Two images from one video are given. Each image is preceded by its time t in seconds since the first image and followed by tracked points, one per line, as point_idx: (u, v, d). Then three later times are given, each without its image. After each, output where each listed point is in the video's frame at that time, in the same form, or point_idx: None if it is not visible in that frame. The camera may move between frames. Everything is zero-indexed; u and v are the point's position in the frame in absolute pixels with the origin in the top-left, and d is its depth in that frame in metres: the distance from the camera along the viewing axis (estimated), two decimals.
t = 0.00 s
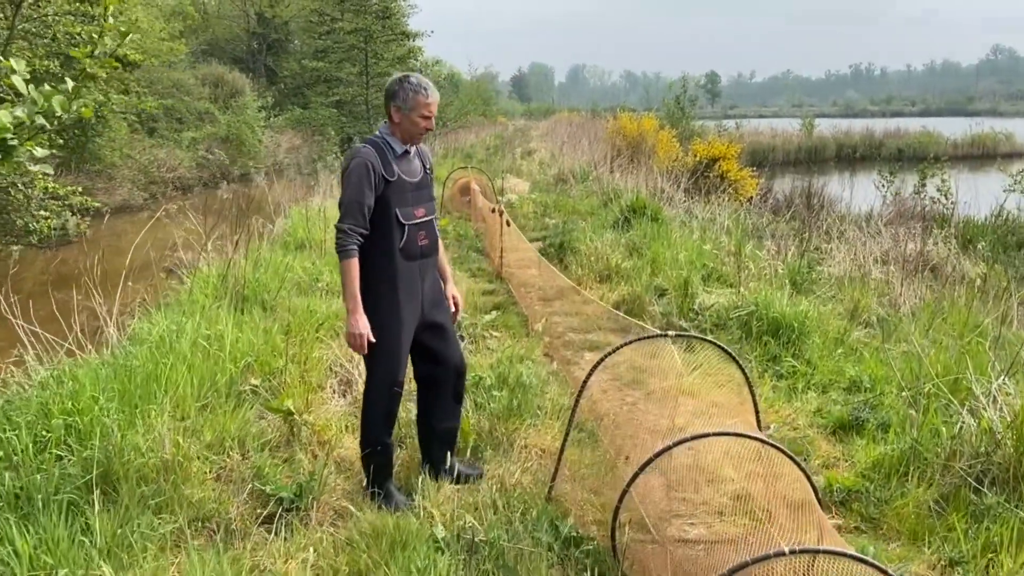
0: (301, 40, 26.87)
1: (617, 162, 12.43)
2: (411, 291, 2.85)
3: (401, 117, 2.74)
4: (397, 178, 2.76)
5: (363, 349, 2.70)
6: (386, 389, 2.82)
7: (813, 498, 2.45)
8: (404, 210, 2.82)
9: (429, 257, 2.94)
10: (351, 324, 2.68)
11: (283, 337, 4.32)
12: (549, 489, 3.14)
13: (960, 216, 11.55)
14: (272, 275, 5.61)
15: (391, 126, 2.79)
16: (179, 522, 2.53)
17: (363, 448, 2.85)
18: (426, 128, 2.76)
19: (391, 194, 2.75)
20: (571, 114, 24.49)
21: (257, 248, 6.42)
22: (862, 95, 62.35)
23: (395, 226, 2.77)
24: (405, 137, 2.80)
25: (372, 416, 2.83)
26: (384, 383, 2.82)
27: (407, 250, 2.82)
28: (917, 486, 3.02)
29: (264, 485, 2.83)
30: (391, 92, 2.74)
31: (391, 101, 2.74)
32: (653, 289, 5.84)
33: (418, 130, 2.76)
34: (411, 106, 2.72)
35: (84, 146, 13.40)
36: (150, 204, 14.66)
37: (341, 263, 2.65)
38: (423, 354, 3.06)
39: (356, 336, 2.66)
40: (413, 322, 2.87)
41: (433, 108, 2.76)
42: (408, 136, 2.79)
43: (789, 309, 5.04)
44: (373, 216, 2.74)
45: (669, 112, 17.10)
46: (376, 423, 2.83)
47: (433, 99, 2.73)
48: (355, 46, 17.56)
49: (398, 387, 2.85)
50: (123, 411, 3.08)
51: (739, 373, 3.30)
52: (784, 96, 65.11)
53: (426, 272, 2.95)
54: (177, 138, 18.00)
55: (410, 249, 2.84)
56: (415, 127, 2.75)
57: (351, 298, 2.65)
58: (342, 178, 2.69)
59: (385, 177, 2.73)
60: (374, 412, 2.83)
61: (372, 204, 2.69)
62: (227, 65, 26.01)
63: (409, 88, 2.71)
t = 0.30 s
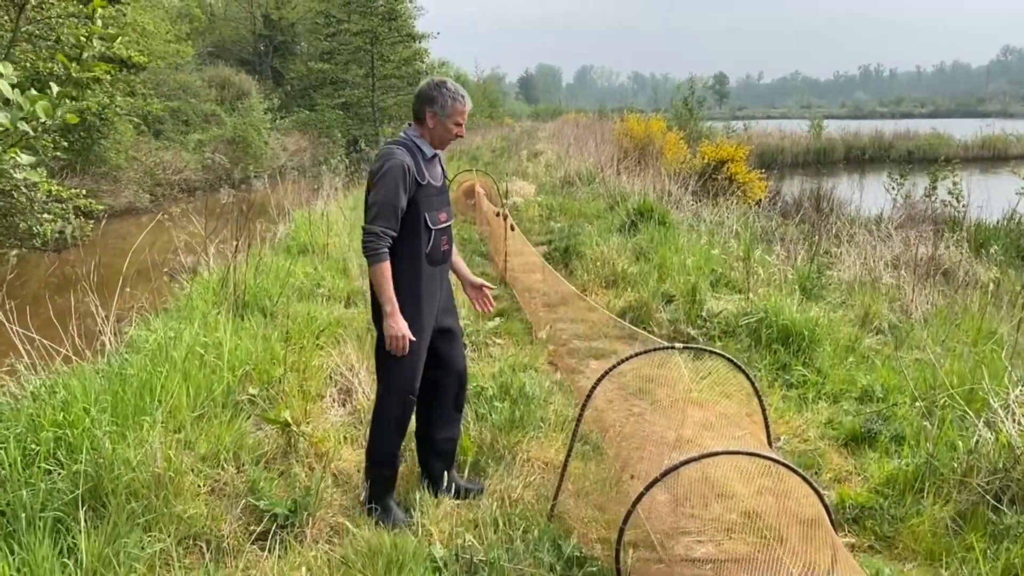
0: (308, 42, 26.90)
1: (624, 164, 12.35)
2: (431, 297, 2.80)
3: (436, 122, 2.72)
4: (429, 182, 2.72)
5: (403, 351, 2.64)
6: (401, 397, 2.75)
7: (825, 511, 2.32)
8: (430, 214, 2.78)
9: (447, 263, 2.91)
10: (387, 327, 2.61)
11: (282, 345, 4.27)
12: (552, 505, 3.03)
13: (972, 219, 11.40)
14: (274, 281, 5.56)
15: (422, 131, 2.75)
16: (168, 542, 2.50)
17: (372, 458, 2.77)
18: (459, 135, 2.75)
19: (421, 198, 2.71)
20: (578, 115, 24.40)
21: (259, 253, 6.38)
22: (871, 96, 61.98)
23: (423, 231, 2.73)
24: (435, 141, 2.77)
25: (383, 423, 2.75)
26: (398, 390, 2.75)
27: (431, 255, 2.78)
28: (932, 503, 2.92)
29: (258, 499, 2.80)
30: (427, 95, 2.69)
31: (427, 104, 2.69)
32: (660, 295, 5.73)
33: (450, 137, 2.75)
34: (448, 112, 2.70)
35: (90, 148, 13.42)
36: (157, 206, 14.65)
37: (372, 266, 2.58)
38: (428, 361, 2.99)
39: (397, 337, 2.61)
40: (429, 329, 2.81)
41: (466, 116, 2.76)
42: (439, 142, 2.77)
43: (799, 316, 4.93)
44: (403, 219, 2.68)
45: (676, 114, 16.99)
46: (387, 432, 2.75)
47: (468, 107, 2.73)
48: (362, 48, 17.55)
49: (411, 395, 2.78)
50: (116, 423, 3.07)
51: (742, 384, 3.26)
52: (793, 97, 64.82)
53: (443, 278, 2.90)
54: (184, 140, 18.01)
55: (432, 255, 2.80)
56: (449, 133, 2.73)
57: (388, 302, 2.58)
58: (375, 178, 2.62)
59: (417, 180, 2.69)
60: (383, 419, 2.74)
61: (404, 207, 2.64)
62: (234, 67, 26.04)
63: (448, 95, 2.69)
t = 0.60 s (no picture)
0: (310, 44, 26.87)
1: (627, 165, 12.26)
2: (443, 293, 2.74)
3: (466, 118, 2.70)
4: (452, 175, 2.68)
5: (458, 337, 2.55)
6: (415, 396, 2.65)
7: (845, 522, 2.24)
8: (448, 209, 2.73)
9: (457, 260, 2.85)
10: (438, 312, 2.50)
11: (280, 349, 4.19)
12: (559, 516, 2.92)
13: (979, 218, 11.28)
14: (273, 283, 5.48)
15: (450, 124, 2.72)
16: (157, 556, 2.43)
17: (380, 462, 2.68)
18: (485, 132, 2.75)
19: (444, 191, 2.66)
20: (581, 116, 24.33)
21: (259, 256, 6.30)
22: (874, 96, 61.81)
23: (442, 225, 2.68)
24: (460, 137, 2.74)
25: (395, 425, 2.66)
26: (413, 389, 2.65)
27: (447, 251, 2.73)
28: (953, 513, 2.81)
29: (254, 510, 2.74)
30: (459, 90, 2.68)
31: (459, 99, 2.68)
32: (666, 296, 5.62)
33: (477, 134, 2.74)
34: (479, 109, 2.70)
35: (91, 151, 13.36)
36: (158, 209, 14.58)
37: (406, 255, 2.49)
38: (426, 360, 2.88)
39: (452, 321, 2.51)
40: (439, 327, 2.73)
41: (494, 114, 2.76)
42: (465, 138, 2.75)
43: (809, 318, 4.83)
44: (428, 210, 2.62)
45: (679, 114, 16.89)
46: (397, 433, 2.66)
47: (498, 106, 2.73)
48: (363, 49, 17.50)
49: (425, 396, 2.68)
50: (108, 431, 3.00)
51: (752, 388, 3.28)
52: (795, 97, 64.66)
53: (451, 276, 2.85)
54: (186, 142, 17.94)
55: (447, 250, 2.76)
56: (476, 129, 2.73)
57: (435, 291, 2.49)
58: (403, 166, 2.55)
59: (442, 173, 2.64)
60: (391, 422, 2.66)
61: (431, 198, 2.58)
62: (236, 70, 25.99)
63: (481, 92, 2.68)
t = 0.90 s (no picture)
0: (308, 47, 26.76)
1: (629, 166, 12.15)
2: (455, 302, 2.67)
3: (491, 124, 2.69)
4: (474, 180, 2.65)
5: (460, 348, 2.46)
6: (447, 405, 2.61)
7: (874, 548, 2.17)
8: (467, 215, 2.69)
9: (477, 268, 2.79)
10: (443, 320, 2.42)
11: (279, 359, 4.08)
12: (570, 539, 2.82)
13: (984, 218, 11.16)
14: (272, 290, 5.38)
15: (474, 130, 2.71)
16: None
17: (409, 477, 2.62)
18: (510, 139, 2.72)
19: (463, 196, 2.64)
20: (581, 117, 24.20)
21: (258, 261, 6.19)
22: (873, 95, 61.74)
23: (459, 231, 2.64)
24: (485, 143, 2.72)
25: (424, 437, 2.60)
26: (444, 399, 2.60)
27: (463, 258, 2.68)
28: (981, 532, 2.68)
29: (251, 534, 2.67)
30: (484, 96, 2.67)
31: (485, 104, 2.67)
32: (673, 301, 5.50)
33: (503, 141, 2.72)
34: (505, 116, 2.69)
35: (89, 155, 13.26)
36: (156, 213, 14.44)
37: (417, 256, 2.45)
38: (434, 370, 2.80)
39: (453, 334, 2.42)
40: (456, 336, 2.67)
41: (521, 121, 2.74)
42: (489, 144, 2.73)
43: (820, 324, 4.71)
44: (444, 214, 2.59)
45: (680, 115, 16.77)
46: (427, 446, 2.60)
47: (524, 112, 2.71)
48: (362, 52, 17.41)
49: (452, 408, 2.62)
50: (99, 450, 2.92)
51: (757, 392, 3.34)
52: (794, 97, 64.58)
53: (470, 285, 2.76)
54: (184, 146, 17.83)
55: (466, 257, 2.70)
56: (501, 135, 2.71)
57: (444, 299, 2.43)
58: (421, 167, 2.54)
59: (462, 177, 2.62)
60: (423, 434, 2.59)
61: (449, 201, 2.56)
62: (235, 73, 25.88)
63: (507, 98, 2.67)
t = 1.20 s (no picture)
0: (303, 48, 26.62)
1: (628, 166, 12.06)
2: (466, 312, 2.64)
3: (516, 132, 2.64)
4: (493, 189, 2.65)
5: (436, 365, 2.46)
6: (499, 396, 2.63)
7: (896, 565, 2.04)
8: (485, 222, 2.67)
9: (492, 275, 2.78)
10: (426, 334, 2.44)
11: (273, 367, 3.98)
12: (577, 558, 2.73)
13: (984, 215, 11.08)
14: (267, 296, 5.28)
15: (499, 137, 2.68)
16: None
17: (491, 475, 2.63)
18: (536, 148, 2.67)
19: (481, 203, 2.62)
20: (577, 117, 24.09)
21: (252, 266, 6.08)
22: (868, 92, 61.75)
23: (475, 238, 2.63)
24: (509, 150, 2.69)
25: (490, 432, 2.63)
26: (495, 392, 2.62)
27: (482, 265, 2.67)
28: (1001, 546, 2.59)
29: (243, 555, 2.58)
30: (512, 102, 2.62)
31: (511, 111, 2.62)
32: (675, 304, 5.40)
33: (528, 150, 2.67)
34: (532, 124, 2.63)
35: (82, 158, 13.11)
36: (151, 215, 14.28)
37: (418, 260, 2.44)
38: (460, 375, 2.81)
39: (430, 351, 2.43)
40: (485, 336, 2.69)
41: (548, 130, 2.68)
42: (514, 152, 2.69)
43: (826, 326, 4.62)
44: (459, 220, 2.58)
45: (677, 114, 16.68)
46: (501, 437, 2.65)
47: (551, 121, 2.65)
48: (357, 52, 17.30)
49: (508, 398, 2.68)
50: (86, 467, 2.83)
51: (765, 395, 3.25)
52: (790, 95, 64.56)
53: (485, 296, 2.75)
54: (179, 148, 17.70)
55: (482, 266, 2.69)
56: (526, 145, 2.66)
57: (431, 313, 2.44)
58: (440, 171, 2.53)
59: (481, 184, 2.61)
60: (496, 427, 2.63)
61: (464, 209, 2.54)
62: (229, 74, 25.73)
63: (535, 105, 2.61)
